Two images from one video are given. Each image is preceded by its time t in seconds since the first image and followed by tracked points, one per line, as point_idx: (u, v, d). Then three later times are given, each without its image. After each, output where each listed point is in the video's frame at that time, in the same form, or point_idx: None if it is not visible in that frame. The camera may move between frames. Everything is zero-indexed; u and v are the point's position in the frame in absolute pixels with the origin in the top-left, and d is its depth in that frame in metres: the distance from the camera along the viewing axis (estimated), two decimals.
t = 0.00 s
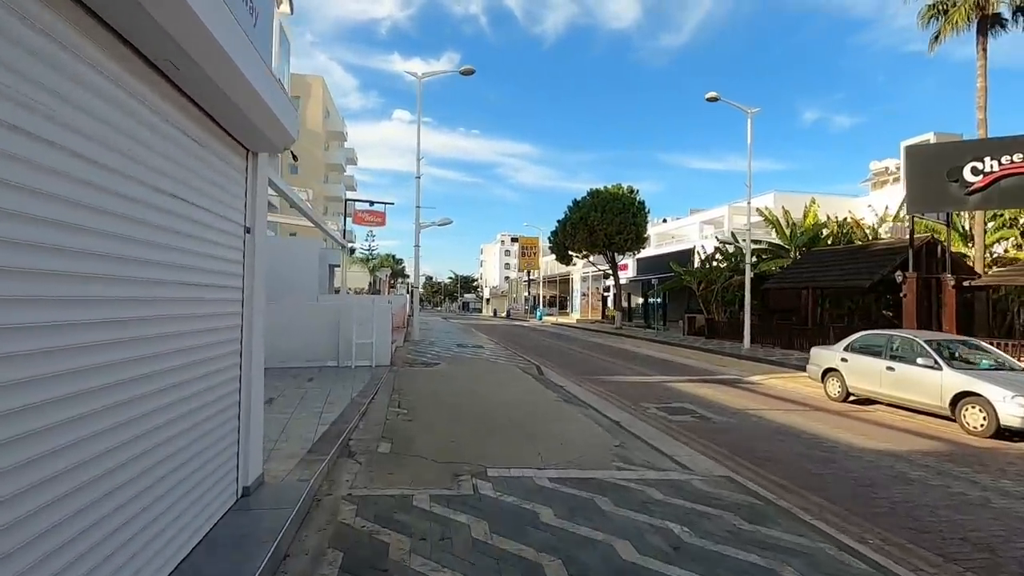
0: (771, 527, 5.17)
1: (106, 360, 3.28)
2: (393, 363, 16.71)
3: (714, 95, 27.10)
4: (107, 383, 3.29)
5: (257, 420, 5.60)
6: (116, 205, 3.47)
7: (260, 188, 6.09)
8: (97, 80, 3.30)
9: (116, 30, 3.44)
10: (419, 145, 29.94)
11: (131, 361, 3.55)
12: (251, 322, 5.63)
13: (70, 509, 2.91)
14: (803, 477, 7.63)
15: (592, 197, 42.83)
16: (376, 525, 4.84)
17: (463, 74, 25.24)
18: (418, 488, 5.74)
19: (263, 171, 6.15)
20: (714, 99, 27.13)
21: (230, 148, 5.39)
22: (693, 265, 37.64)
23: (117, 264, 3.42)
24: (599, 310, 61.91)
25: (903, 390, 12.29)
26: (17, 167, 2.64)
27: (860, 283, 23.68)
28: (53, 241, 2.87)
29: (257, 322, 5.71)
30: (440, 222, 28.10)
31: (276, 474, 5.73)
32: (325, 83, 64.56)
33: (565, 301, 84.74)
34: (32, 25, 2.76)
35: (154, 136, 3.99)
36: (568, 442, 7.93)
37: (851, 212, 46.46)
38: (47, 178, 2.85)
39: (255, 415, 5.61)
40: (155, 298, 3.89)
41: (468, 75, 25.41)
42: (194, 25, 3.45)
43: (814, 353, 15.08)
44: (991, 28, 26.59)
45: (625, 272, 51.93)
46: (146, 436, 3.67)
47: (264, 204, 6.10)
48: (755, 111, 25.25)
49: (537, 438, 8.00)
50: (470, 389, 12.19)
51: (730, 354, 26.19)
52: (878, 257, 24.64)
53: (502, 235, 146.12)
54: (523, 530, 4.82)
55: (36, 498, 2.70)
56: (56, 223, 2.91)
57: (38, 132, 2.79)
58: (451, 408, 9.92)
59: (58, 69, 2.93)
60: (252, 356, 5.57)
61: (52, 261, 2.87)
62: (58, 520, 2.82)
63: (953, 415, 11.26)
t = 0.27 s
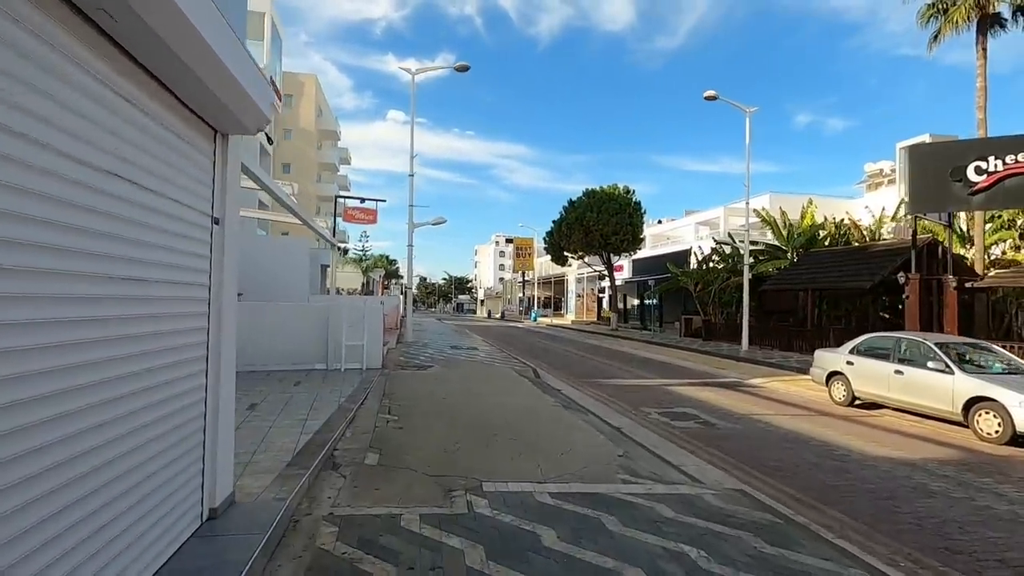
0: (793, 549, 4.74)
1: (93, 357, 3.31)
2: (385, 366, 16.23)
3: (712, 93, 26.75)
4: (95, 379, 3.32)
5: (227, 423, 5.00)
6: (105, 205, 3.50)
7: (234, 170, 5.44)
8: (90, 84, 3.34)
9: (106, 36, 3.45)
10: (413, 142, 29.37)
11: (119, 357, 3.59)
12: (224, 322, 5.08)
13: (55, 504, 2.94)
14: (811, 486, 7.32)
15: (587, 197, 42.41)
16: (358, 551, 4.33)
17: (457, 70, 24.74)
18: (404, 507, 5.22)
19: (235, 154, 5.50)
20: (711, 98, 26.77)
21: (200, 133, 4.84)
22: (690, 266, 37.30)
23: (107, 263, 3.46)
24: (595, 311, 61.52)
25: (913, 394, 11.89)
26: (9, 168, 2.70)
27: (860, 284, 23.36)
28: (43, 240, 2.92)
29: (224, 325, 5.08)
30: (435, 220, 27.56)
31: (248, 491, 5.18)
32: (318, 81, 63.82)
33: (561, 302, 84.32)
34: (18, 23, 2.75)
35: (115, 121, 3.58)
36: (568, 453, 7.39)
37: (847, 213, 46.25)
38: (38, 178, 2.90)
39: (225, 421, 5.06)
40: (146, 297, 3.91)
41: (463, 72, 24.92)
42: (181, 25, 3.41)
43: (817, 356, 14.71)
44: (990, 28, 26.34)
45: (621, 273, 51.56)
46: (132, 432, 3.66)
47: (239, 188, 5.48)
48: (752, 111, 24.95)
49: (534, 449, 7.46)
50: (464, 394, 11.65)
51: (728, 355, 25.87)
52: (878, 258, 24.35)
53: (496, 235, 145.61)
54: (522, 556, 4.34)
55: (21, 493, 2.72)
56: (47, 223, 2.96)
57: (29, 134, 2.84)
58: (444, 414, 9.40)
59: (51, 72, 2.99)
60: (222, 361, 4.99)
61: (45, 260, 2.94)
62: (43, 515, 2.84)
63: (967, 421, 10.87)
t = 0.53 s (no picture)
0: None
1: (83, 364, 3.29)
2: (380, 370, 15.78)
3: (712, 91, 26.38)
4: (86, 386, 3.30)
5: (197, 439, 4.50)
6: (94, 211, 3.45)
7: (206, 159, 4.90)
8: (74, 89, 3.27)
9: (96, 42, 3.42)
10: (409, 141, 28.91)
11: (110, 363, 3.54)
12: (197, 329, 4.60)
13: (48, 512, 2.93)
14: (824, 497, 6.99)
15: (585, 197, 42.02)
16: None
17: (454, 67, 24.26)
18: (395, 531, 4.77)
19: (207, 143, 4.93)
20: (712, 96, 26.39)
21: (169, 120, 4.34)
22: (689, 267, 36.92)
23: (96, 270, 3.42)
24: (593, 312, 61.09)
25: (926, 399, 11.51)
26: None
27: (864, 285, 22.99)
28: (32, 249, 2.91)
29: (195, 332, 4.59)
30: (431, 221, 27.08)
31: (223, 517, 4.70)
32: (313, 81, 63.29)
33: (558, 303, 83.88)
34: (6, 34, 2.74)
35: (70, 107, 3.24)
36: (573, 467, 6.91)
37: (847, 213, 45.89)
38: (27, 188, 2.89)
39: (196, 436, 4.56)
40: (134, 303, 3.84)
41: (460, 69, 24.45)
42: (167, 29, 3.34)
43: (825, 359, 14.33)
44: (993, 25, 26.01)
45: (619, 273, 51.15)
46: (123, 441, 3.63)
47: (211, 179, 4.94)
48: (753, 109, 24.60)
49: (536, 461, 6.98)
50: (462, 400, 11.17)
51: (729, 357, 25.51)
52: (881, 258, 23.98)
53: (494, 236, 145.13)
54: None
55: (11, 503, 2.70)
56: (37, 232, 2.95)
57: (21, 145, 2.86)
58: (442, 424, 8.92)
59: (39, 81, 2.98)
60: (192, 371, 4.50)
61: (36, 270, 2.93)
62: (35, 524, 2.83)
63: (983, 427, 10.49)
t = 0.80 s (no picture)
0: None
1: (87, 364, 3.21)
2: (381, 372, 15.38)
3: (718, 88, 26.01)
4: (93, 384, 3.25)
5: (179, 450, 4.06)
6: (91, 207, 3.30)
7: (189, 138, 4.35)
8: (72, 80, 3.12)
9: (98, 36, 3.29)
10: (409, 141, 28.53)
11: (117, 363, 3.49)
12: (179, 328, 4.11)
13: (54, 512, 2.89)
14: (850, 506, 6.64)
15: (587, 197, 41.59)
16: None
17: (455, 64, 23.84)
18: (401, 552, 4.34)
19: (190, 122, 4.36)
20: (717, 93, 26.01)
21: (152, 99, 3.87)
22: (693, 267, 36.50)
23: (98, 267, 3.31)
24: (594, 313, 60.67)
25: (947, 402, 11.12)
26: None
27: (874, 285, 22.57)
28: (27, 245, 2.78)
29: (176, 329, 4.09)
30: (432, 220, 26.68)
31: (210, 539, 4.28)
32: (313, 81, 62.96)
33: (559, 304, 83.50)
34: (5, 24, 2.62)
35: (46, 85, 2.91)
36: (589, 477, 6.45)
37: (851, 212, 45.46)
38: (26, 181, 2.78)
39: (177, 447, 4.13)
40: (135, 301, 3.68)
41: (462, 65, 24.01)
42: None
43: (838, 360, 13.94)
44: (1002, 20, 25.59)
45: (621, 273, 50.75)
46: (130, 441, 3.59)
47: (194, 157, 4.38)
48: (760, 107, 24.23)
49: (549, 471, 6.54)
50: (467, 404, 10.72)
51: (736, 358, 25.10)
52: (891, 257, 23.54)
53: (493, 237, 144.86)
54: None
55: (14, 504, 2.63)
56: (33, 226, 2.82)
57: (25, 140, 2.77)
58: (447, 429, 8.48)
59: (37, 71, 2.84)
60: (173, 374, 4.03)
61: (30, 267, 2.79)
62: (39, 524, 2.77)
63: (1009, 431, 10.11)
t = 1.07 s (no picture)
0: None
1: (100, 371, 3.17)
2: (381, 376, 15.01)
3: (721, 87, 25.67)
4: (99, 394, 3.16)
5: (158, 473, 3.61)
6: (78, 208, 3.01)
7: (170, 121, 3.82)
8: (66, 76, 2.88)
9: (92, 31, 3.04)
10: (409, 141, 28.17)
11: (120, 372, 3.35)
12: (157, 337, 3.64)
13: (59, 523, 2.81)
14: (881, 522, 6.27)
15: (588, 197, 41.21)
16: None
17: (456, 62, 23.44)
18: None
19: (170, 104, 3.84)
20: (721, 92, 25.67)
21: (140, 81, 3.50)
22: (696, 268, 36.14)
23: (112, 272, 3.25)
24: (595, 315, 60.26)
25: (968, 407, 10.76)
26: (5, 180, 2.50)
27: (882, 286, 22.23)
28: (8, 249, 2.51)
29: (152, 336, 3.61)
30: (432, 221, 26.28)
31: (195, 571, 3.85)
32: (311, 82, 62.69)
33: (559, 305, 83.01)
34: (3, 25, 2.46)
35: (25, 74, 2.60)
36: (608, 492, 6.05)
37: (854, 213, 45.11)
38: (16, 185, 2.56)
39: (156, 467, 3.68)
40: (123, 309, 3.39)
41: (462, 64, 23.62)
42: None
43: (851, 363, 13.57)
44: (1010, 18, 25.25)
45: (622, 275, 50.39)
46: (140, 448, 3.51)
47: (177, 144, 3.88)
48: (764, 106, 23.89)
49: (562, 487, 6.12)
50: (471, 410, 10.29)
51: (740, 360, 24.75)
52: (898, 258, 23.18)
53: (492, 238, 144.35)
54: None
55: (17, 519, 2.55)
56: (20, 230, 2.59)
57: (14, 139, 2.55)
58: (451, 439, 8.05)
59: (26, 65, 2.60)
60: (150, 388, 3.57)
61: (41, 274, 2.73)
62: (43, 537, 2.70)
63: None
